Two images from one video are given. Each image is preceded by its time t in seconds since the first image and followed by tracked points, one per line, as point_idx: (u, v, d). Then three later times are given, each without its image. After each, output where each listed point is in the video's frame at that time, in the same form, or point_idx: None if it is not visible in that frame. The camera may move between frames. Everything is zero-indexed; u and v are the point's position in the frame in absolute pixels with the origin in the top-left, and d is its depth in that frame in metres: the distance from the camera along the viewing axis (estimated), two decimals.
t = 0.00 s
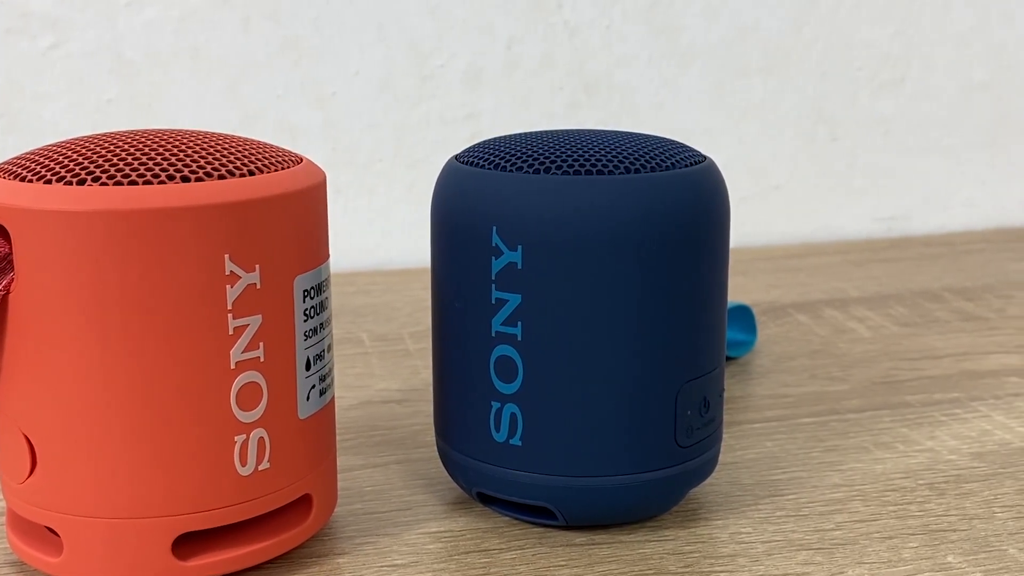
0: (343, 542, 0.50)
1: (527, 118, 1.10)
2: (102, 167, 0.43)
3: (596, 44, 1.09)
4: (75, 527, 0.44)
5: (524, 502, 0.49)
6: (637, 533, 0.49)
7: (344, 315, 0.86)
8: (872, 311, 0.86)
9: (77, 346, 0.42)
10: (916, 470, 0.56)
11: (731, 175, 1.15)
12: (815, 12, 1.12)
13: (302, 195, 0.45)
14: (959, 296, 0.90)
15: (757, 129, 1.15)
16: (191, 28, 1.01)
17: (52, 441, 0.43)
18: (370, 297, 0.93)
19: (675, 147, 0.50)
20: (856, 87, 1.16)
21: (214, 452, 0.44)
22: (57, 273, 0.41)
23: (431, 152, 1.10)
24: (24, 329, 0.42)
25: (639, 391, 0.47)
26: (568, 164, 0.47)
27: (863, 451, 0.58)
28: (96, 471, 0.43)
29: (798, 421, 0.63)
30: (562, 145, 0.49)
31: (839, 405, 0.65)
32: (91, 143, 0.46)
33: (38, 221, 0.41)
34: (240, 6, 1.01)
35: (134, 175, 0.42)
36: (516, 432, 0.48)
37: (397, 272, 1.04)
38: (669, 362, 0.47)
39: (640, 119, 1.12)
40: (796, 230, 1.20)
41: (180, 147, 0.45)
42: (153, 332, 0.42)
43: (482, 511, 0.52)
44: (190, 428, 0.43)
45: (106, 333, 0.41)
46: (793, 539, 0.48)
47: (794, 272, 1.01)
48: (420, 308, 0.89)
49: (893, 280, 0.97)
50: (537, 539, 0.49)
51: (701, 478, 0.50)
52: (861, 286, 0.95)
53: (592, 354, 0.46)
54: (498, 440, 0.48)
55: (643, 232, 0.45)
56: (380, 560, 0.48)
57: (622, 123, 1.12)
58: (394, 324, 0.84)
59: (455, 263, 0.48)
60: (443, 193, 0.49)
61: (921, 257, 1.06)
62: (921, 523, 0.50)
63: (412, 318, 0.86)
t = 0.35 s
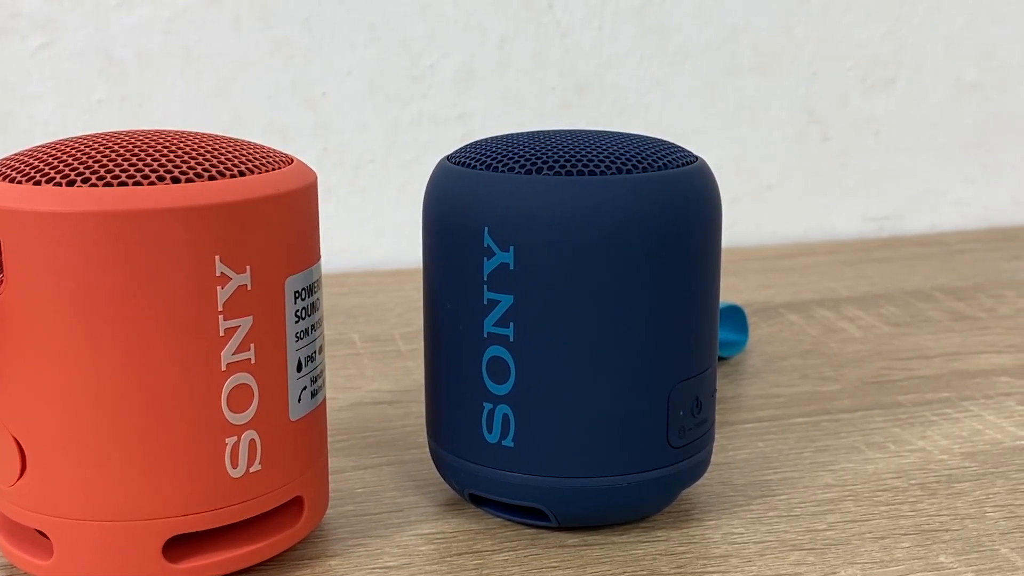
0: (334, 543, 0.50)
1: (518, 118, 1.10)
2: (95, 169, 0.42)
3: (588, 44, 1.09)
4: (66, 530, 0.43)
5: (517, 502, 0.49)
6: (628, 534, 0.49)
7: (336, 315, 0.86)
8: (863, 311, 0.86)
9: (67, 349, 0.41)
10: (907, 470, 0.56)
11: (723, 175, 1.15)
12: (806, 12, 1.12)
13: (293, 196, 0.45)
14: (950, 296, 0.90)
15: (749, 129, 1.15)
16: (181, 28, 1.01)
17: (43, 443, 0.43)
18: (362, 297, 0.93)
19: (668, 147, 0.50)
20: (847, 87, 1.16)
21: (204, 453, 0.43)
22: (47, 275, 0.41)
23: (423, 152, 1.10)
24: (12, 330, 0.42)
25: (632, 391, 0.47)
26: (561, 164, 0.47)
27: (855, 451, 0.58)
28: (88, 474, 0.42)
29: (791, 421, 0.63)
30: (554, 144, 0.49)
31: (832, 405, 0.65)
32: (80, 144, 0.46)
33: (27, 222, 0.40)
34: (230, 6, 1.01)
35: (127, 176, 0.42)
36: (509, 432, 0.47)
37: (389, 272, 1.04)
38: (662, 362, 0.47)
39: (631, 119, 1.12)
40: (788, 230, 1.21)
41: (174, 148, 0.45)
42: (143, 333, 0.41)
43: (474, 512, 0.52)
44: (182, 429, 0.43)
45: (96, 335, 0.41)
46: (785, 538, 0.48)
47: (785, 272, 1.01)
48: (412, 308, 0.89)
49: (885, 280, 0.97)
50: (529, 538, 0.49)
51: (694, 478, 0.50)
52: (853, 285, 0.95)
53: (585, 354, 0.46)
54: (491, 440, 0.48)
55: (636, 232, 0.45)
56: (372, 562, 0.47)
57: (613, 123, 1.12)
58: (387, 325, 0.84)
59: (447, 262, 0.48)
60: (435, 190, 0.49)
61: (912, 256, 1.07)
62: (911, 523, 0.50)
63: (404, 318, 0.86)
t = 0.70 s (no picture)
0: (334, 517, 0.48)
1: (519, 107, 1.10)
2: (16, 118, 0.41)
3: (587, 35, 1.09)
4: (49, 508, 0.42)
5: (513, 466, 0.49)
6: (632, 505, 0.49)
7: (342, 306, 0.85)
8: (871, 294, 0.85)
9: (54, 319, 0.40)
10: (906, 431, 0.56)
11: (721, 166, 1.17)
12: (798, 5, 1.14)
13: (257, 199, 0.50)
14: (940, 275, 0.91)
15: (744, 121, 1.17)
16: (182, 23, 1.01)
17: (16, 419, 0.40)
18: (367, 289, 0.91)
19: (672, 124, 0.48)
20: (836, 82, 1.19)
21: (195, 425, 0.47)
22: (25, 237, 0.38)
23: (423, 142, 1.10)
24: None
25: (637, 362, 0.46)
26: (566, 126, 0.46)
27: (853, 415, 0.59)
28: (79, 449, 0.42)
29: (789, 390, 0.63)
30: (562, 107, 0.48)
31: (828, 373, 0.66)
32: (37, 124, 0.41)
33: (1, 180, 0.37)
34: None
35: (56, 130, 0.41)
36: (509, 397, 0.48)
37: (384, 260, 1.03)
38: (667, 332, 0.46)
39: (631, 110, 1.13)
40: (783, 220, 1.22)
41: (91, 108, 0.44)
42: (143, 307, 0.42)
43: (475, 485, 0.52)
44: (178, 403, 0.45)
45: (91, 305, 0.40)
46: (789, 502, 0.48)
47: (787, 258, 1.02)
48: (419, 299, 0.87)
49: (875, 263, 0.98)
50: (531, 513, 0.48)
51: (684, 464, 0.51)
52: (856, 271, 0.95)
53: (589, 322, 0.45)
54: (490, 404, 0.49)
55: (643, 199, 0.44)
56: (384, 548, 0.45)
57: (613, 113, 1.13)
58: (385, 312, 0.83)
59: (453, 224, 0.49)
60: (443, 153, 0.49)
61: (909, 242, 1.07)
62: (912, 482, 0.50)
63: (401, 306, 0.85)
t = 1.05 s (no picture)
0: (345, 514, 0.49)
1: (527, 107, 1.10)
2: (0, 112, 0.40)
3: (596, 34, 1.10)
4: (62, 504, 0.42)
5: (520, 463, 0.50)
6: (642, 504, 0.49)
7: (352, 305, 0.85)
8: (881, 295, 0.85)
9: (68, 314, 0.40)
10: (916, 431, 0.56)
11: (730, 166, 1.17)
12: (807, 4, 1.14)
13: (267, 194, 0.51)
14: (951, 275, 0.91)
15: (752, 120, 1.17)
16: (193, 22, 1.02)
17: (30, 414, 0.40)
18: (377, 287, 0.92)
19: (683, 124, 0.47)
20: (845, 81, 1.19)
21: (206, 424, 0.47)
22: (38, 233, 0.39)
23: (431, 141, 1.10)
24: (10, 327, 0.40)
25: (643, 359, 0.46)
26: (574, 123, 0.46)
27: (862, 416, 0.58)
28: (93, 445, 0.42)
29: (798, 390, 0.63)
30: (572, 104, 0.48)
31: (838, 373, 0.65)
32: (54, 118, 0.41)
33: (15, 177, 0.38)
34: None
35: (44, 120, 0.40)
36: (516, 393, 0.48)
37: (393, 259, 1.04)
38: (674, 330, 0.46)
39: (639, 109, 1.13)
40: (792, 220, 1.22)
41: (69, 96, 0.44)
42: (156, 305, 0.43)
43: (484, 484, 0.52)
44: (190, 401, 0.46)
45: (104, 301, 0.41)
46: (799, 502, 0.48)
47: (797, 258, 1.01)
48: (429, 298, 0.88)
49: (885, 263, 0.98)
50: (540, 511, 0.49)
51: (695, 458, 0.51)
52: (867, 271, 0.94)
53: (595, 319, 0.46)
54: (497, 401, 0.49)
55: (650, 195, 0.44)
56: (394, 545, 0.45)
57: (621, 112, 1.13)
58: (395, 310, 0.84)
59: (463, 221, 0.49)
60: (453, 151, 0.50)
61: (921, 242, 1.07)
62: (922, 482, 0.50)
63: (411, 304, 0.86)
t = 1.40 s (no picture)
0: (355, 510, 0.49)
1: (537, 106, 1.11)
2: (12, 113, 0.41)
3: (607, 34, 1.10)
4: (77, 499, 0.43)
5: (530, 461, 0.50)
6: (651, 503, 0.49)
7: (364, 303, 0.86)
8: (893, 295, 0.85)
9: (80, 311, 0.41)
10: (926, 432, 0.56)
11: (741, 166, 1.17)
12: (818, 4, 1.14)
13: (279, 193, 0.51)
14: (962, 276, 0.91)
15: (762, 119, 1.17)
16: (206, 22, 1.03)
17: (45, 409, 0.41)
18: (388, 286, 0.92)
19: (693, 123, 0.47)
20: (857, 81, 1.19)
21: (219, 421, 0.48)
22: (50, 232, 0.39)
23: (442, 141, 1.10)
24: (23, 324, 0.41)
25: (652, 358, 0.46)
26: (584, 123, 0.46)
27: (873, 416, 0.58)
28: (106, 441, 0.43)
29: (808, 390, 0.63)
30: (582, 105, 0.48)
31: (848, 373, 0.65)
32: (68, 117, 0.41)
33: (28, 174, 0.38)
34: None
35: (57, 119, 0.40)
36: (526, 392, 0.48)
37: (404, 257, 1.04)
38: (683, 329, 0.47)
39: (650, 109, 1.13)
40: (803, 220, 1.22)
41: (79, 96, 0.44)
42: (169, 303, 0.43)
43: (494, 482, 0.52)
44: (203, 397, 0.46)
45: (117, 298, 0.41)
46: (808, 502, 0.48)
47: (809, 258, 1.01)
48: (440, 297, 0.88)
49: (896, 264, 0.97)
50: (550, 509, 0.49)
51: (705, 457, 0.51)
52: (878, 271, 0.94)
53: (604, 318, 0.46)
54: (508, 399, 0.49)
55: (658, 195, 0.44)
56: (404, 541, 0.46)
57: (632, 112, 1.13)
58: (405, 309, 0.84)
59: (473, 220, 0.49)
60: (464, 151, 0.50)
61: (933, 243, 1.06)
62: (932, 483, 0.50)
63: (421, 303, 0.86)
